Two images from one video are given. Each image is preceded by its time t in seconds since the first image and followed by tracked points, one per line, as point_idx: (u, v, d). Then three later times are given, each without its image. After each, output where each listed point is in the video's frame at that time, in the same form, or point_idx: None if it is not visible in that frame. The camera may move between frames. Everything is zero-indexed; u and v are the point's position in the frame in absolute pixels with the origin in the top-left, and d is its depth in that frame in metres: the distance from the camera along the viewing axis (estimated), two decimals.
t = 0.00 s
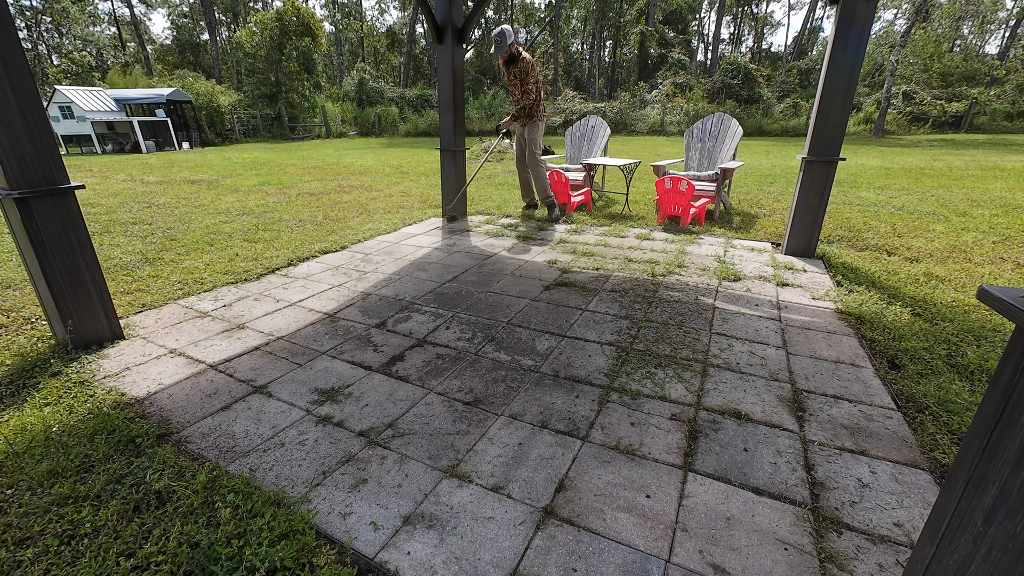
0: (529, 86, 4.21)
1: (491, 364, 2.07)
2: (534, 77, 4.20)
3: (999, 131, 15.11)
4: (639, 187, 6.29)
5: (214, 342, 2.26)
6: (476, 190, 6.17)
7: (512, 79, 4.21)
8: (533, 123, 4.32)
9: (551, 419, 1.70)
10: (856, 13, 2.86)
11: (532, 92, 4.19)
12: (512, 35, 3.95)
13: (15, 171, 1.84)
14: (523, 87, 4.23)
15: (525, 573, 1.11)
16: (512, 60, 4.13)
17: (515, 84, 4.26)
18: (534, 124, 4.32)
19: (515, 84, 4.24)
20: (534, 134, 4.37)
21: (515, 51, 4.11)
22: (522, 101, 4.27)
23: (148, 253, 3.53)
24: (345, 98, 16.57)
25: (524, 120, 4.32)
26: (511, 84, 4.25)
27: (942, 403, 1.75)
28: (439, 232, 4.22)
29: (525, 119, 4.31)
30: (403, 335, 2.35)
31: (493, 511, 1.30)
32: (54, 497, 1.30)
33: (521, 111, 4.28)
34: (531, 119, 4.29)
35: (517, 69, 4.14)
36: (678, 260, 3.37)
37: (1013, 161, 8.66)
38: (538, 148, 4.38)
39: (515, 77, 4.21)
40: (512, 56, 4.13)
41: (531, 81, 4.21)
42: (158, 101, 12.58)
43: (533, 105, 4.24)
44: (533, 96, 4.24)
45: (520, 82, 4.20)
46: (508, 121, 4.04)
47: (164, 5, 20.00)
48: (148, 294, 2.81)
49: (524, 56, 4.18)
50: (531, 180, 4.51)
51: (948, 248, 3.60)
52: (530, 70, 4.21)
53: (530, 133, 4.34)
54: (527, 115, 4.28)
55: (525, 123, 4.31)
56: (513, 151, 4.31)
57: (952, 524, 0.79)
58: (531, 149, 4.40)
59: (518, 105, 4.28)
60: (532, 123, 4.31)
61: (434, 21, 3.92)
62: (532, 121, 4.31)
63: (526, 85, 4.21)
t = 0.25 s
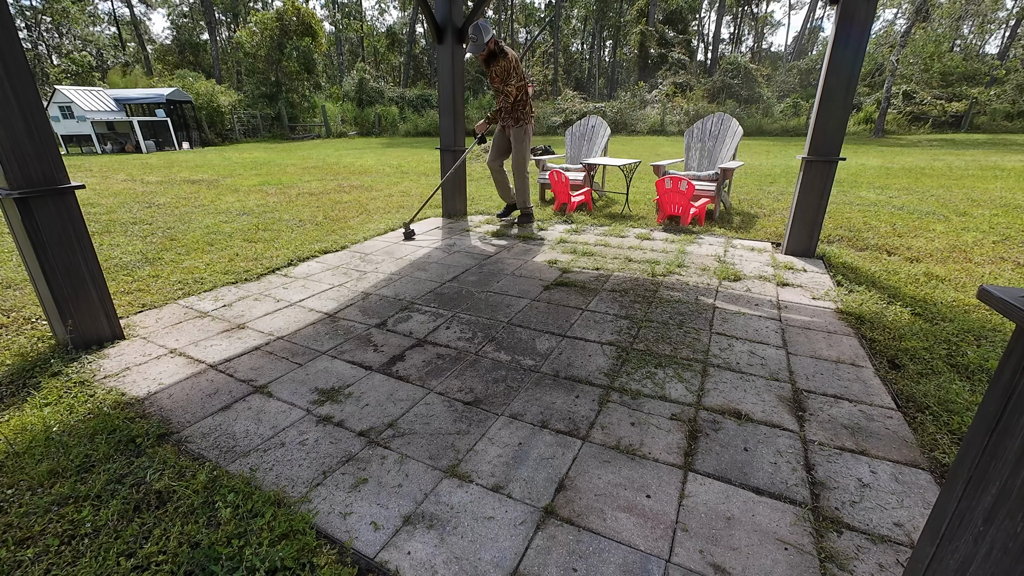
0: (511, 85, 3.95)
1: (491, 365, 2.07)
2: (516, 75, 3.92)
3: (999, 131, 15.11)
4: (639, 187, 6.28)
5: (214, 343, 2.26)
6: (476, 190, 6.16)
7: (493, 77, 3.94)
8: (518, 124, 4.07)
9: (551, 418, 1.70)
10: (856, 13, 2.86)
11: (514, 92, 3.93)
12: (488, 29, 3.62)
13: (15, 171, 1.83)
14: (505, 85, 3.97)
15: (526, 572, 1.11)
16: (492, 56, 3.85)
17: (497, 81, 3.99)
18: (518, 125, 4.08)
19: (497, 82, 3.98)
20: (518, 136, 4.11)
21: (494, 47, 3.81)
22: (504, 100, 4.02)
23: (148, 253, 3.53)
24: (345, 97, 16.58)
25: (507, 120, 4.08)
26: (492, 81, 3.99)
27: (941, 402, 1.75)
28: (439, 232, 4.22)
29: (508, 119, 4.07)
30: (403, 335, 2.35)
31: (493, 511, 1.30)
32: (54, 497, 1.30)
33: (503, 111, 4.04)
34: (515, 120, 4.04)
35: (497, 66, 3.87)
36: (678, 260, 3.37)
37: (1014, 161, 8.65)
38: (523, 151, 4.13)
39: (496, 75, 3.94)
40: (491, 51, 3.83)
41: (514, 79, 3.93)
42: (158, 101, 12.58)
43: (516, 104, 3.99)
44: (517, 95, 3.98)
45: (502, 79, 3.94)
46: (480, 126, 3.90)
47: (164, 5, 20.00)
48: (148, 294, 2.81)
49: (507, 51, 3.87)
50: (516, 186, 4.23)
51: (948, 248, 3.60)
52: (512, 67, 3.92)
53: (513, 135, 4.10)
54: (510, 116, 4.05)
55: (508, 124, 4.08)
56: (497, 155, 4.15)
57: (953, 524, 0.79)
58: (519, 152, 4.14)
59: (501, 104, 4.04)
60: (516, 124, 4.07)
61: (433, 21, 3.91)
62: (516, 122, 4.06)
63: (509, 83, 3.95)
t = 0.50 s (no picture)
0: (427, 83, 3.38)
1: (491, 365, 2.07)
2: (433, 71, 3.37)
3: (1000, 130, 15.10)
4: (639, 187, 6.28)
5: (214, 343, 2.26)
6: (476, 190, 6.16)
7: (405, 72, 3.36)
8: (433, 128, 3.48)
9: (551, 418, 1.70)
10: (856, 13, 2.86)
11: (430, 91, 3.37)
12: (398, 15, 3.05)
13: (15, 171, 1.83)
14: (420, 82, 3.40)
15: (526, 573, 1.11)
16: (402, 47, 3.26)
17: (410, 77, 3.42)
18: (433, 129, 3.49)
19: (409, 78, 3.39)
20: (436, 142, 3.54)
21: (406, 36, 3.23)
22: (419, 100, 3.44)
23: (148, 253, 3.53)
24: (345, 97, 16.59)
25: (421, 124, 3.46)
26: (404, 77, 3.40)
27: (942, 402, 1.75)
28: (439, 232, 4.22)
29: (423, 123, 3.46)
30: (403, 335, 2.35)
31: (493, 511, 1.30)
32: (54, 497, 1.30)
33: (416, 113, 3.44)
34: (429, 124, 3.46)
35: (410, 60, 3.30)
36: (678, 260, 3.37)
37: (1014, 160, 8.65)
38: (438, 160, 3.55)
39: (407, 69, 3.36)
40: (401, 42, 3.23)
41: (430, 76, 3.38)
42: (158, 101, 12.57)
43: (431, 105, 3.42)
44: (435, 96, 3.41)
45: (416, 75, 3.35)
46: (393, 132, 3.26)
47: (164, 6, 20.01)
48: (148, 294, 2.81)
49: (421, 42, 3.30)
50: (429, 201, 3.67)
51: (948, 248, 3.60)
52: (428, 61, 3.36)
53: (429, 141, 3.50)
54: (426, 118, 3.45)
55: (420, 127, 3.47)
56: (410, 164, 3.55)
57: (952, 523, 0.79)
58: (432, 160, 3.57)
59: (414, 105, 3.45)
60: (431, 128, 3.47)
61: (433, 21, 3.90)
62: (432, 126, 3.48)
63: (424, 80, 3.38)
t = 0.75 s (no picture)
0: (314, 74, 2.62)
1: (491, 364, 2.07)
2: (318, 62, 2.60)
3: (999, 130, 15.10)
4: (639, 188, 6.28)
5: (214, 343, 2.26)
6: (476, 191, 6.16)
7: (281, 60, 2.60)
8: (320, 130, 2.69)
9: (551, 418, 1.70)
10: (856, 13, 2.86)
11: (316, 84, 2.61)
12: None
13: (15, 171, 1.83)
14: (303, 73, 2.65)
15: (525, 573, 1.11)
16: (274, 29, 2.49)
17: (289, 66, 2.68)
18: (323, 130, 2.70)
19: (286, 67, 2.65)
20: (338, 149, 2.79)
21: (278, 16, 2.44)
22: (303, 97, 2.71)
23: (148, 253, 3.53)
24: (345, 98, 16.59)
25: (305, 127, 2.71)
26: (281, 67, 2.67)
27: (941, 402, 1.75)
28: (439, 232, 4.22)
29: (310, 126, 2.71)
30: (403, 335, 2.35)
31: (493, 511, 1.30)
32: (54, 496, 1.31)
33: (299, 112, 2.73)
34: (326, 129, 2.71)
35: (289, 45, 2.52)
36: (678, 260, 3.37)
37: (1014, 161, 8.65)
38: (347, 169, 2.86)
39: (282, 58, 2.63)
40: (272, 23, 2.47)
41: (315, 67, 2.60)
42: (158, 101, 12.58)
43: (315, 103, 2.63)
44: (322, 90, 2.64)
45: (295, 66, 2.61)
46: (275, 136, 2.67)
47: (164, 6, 20.02)
48: (149, 294, 2.82)
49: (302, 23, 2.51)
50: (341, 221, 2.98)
51: (947, 248, 3.60)
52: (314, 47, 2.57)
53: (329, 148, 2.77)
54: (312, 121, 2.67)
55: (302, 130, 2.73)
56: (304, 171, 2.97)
57: (951, 523, 0.79)
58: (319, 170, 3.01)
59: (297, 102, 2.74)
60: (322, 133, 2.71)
61: (433, 21, 3.91)
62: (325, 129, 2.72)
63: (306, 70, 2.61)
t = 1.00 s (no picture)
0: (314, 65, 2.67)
1: (491, 365, 2.07)
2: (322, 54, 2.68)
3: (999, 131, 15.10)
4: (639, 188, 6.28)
5: (214, 343, 2.26)
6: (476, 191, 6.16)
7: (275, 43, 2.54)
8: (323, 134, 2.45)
9: (551, 418, 1.70)
10: (855, 13, 2.86)
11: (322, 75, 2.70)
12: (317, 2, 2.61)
13: (15, 171, 1.84)
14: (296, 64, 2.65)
15: (525, 572, 1.12)
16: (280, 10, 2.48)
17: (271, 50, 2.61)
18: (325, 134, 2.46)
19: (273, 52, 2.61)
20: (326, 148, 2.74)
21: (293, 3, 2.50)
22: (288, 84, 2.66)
23: (148, 253, 3.53)
24: (345, 98, 16.60)
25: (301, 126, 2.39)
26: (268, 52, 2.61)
27: (941, 402, 1.75)
28: (439, 232, 4.23)
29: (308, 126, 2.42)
30: (403, 335, 2.35)
31: (492, 511, 1.30)
32: (54, 496, 1.31)
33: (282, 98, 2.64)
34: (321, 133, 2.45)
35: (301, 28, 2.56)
36: (678, 261, 3.37)
37: (1013, 161, 8.65)
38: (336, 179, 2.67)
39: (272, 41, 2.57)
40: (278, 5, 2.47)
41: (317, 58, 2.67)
42: (158, 102, 12.58)
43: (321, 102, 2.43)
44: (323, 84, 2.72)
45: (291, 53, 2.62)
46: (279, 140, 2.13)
47: (164, 6, 20.02)
48: (149, 294, 2.82)
49: (310, 8, 2.61)
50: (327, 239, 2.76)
51: (947, 248, 3.60)
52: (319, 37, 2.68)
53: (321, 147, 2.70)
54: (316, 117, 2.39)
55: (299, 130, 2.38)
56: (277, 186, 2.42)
57: (950, 522, 0.79)
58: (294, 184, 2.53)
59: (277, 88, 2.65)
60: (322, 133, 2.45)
61: (433, 21, 3.92)
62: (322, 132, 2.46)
63: (306, 59, 2.63)
